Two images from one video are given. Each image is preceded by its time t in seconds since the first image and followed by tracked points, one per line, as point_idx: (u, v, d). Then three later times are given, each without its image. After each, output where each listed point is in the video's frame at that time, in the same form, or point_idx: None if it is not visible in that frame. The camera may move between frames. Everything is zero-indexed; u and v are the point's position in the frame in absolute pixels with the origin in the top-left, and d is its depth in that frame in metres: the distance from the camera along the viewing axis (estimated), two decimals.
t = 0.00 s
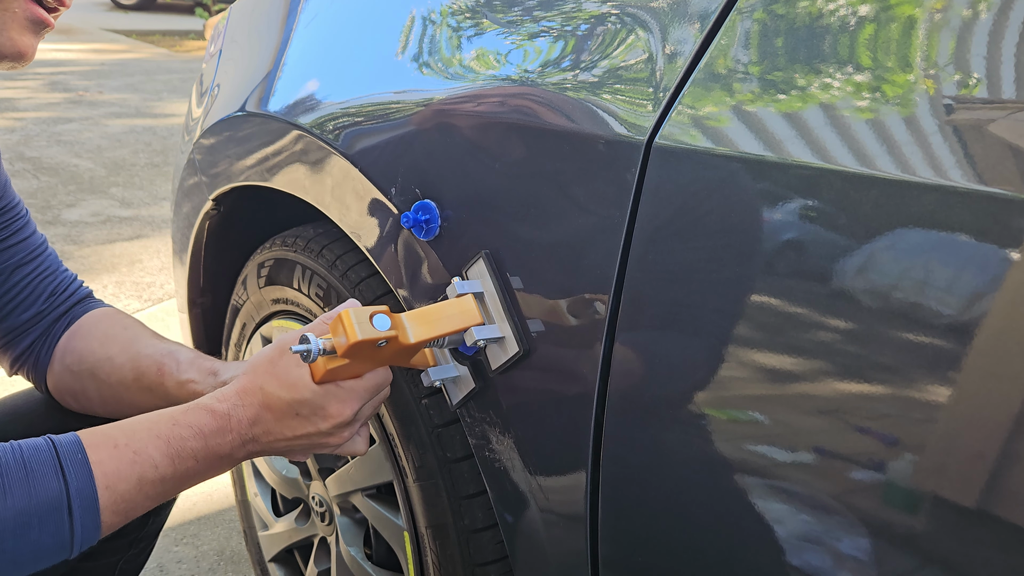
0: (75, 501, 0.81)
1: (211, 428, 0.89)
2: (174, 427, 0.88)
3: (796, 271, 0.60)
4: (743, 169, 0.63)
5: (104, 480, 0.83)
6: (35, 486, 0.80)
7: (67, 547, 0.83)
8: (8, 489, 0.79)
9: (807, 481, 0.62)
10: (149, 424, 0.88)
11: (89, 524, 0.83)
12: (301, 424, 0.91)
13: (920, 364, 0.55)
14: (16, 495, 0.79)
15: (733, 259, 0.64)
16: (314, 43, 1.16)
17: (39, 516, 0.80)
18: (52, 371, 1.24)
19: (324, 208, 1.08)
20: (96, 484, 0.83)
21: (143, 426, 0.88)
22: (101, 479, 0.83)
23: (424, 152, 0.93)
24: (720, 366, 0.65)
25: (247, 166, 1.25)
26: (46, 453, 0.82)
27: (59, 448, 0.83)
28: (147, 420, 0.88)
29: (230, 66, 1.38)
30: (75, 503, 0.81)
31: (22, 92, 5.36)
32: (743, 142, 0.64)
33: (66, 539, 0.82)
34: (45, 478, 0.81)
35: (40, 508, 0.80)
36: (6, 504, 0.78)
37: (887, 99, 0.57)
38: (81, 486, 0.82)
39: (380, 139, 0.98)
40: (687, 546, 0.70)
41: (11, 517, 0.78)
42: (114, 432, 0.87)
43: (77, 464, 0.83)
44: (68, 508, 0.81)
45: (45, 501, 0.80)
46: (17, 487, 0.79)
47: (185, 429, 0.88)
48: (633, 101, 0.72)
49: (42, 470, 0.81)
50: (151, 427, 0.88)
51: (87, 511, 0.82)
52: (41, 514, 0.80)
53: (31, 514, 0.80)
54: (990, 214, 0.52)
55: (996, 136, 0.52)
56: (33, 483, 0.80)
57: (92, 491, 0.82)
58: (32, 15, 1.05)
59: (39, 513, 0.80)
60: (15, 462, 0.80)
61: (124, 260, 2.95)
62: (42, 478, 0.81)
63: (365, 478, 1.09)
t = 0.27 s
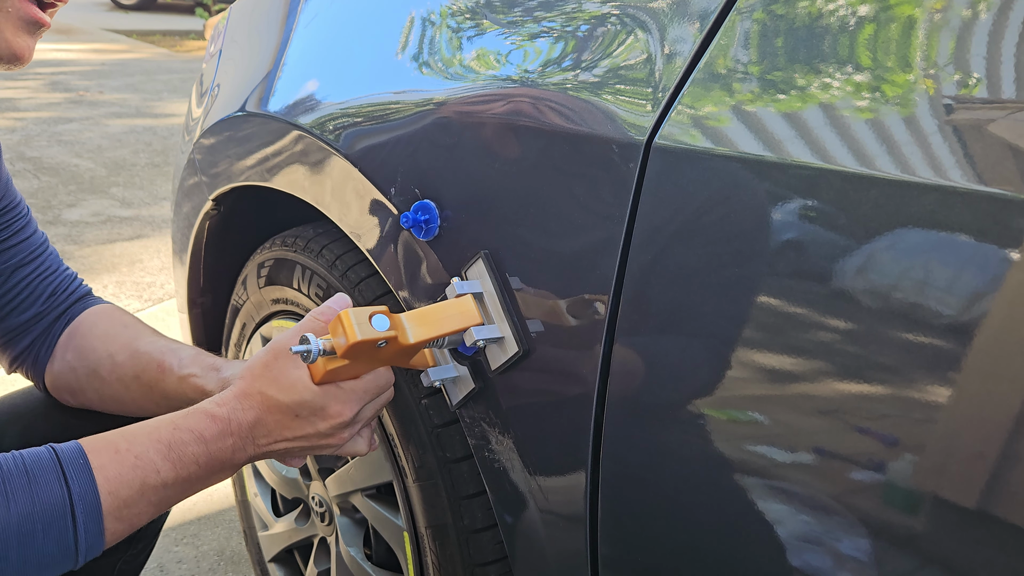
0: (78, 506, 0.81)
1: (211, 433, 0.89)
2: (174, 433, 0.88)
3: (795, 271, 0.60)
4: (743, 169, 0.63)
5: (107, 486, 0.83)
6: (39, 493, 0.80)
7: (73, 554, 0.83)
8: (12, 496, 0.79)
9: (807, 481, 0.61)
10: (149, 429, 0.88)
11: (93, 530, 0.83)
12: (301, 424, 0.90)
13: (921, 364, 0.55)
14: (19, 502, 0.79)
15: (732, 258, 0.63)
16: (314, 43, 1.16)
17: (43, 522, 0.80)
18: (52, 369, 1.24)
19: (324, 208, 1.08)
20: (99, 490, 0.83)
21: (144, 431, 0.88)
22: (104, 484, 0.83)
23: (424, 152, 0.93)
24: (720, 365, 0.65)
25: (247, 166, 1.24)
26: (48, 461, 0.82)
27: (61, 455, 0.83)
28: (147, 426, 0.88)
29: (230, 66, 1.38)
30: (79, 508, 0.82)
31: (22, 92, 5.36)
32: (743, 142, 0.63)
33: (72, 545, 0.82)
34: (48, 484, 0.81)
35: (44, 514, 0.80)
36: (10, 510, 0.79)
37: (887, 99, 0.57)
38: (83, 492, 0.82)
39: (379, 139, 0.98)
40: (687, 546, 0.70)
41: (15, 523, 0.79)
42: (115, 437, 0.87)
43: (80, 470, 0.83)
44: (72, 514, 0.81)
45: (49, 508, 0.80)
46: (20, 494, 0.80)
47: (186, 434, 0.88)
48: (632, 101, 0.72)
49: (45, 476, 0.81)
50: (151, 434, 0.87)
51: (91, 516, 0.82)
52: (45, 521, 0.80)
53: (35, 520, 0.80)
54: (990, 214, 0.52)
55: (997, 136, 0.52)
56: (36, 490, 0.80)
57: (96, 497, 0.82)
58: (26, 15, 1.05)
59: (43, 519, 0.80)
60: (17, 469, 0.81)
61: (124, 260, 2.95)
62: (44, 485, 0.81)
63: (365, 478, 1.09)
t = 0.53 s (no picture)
0: (77, 517, 0.81)
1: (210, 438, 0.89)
2: (172, 436, 0.88)
3: (795, 271, 0.60)
4: (743, 169, 0.63)
5: (106, 495, 0.83)
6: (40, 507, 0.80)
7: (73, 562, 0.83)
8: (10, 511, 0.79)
9: (807, 481, 0.62)
10: (147, 435, 0.88)
11: (93, 540, 0.83)
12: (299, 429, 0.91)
13: (921, 364, 0.55)
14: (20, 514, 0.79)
15: (733, 258, 0.64)
16: (315, 43, 1.16)
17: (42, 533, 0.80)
18: (51, 375, 1.24)
19: (324, 208, 1.08)
20: (98, 499, 0.83)
21: (140, 437, 0.87)
22: (103, 494, 0.83)
23: (424, 152, 0.93)
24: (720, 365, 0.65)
25: (247, 166, 1.25)
26: (45, 471, 0.82)
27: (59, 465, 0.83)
28: (145, 429, 0.88)
29: (230, 66, 1.38)
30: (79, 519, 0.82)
31: (22, 92, 5.36)
32: (743, 142, 0.64)
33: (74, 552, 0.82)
34: (46, 496, 0.80)
35: (43, 525, 0.80)
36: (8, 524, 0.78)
37: (887, 99, 0.57)
38: (83, 502, 0.82)
39: (380, 139, 0.98)
40: (687, 545, 0.70)
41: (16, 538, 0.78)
42: (113, 442, 0.86)
43: (77, 480, 0.82)
44: (71, 524, 0.81)
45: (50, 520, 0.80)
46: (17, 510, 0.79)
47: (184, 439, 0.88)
48: (633, 101, 0.72)
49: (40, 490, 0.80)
50: (149, 440, 0.87)
51: (90, 527, 0.82)
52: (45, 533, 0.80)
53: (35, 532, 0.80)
54: (990, 214, 0.52)
55: (996, 136, 0.52)
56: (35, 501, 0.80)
57: (95, 507, 0.82)
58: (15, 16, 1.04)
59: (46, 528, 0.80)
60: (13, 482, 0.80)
61: (124, 260, 2.95)
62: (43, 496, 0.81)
63: (365, 478, 1.09)
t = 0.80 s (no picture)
0: (80, 536, 0.82)
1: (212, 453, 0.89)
2: (173, 454, 0.88)
3: (795, 271, 0.60)
4: (743, 169, 0.63)
5: (108, 516, 0.83)
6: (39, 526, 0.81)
7: None
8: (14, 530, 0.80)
9: (807, 481, 0.62)
10: (149, 454, 0.89)
11: (96, 561, 0.83)
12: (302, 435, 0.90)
13: (921, 364, 0.55)
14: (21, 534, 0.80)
15: (732, 258, 0.63)
16: (315, 43, 1.16)
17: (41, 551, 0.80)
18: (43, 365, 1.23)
19: (324, 208, 1.08)
20: (99, 519, 0.83)
21: (143, 457, 0.88)
22: (105, 515, 0.83)
23: (424, 152, 0.93)
24: (720, 366, 0.65)
25: (247, 166, 1.25)
26: (47, 492, 0.83)
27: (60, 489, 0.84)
28: (148, 448, 0.89)
29: (230, 66, 1.38)
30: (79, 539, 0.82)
31: (22, 92, 5.35)
32: (743, 142, 0.63)
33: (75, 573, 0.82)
34: (48, 516, 0.81)
35: (46, 545, 0.81)
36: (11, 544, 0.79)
37: (887, 99, 0.57)
38: (84, 522, 0.82)
39: (380, 139, 0.98)
40: (687, 545, 0.70)
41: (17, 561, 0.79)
42: (115, 462, 0.88)
43: (80, 501, 0.83)
44: (74, 544, 0.81)
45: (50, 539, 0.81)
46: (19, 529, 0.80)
47: (185, 456, 0.88)
48: (633, 101, 0.72)
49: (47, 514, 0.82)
50: (151, 458, 0.88)
51: (93, 547, 0.82)
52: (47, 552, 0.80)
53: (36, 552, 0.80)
54: (990, 214, 0.52)
55: (996, 136, 0.52)
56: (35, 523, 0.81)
57: (97, 526, 0.83)
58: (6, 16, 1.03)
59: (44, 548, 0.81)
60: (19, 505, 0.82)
61: (124, 260, 2.95)
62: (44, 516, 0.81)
63: (365, 478, 1.09)
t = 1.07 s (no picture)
0: None
1: (219, 476, 0.82)
2: (178, 481, 0.82)
3: (795, 271, 0.60)
4: (743, 169, 0.63)
5: (110, 556, 0.76)
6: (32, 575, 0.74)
7: None
8: None
9: (806, 481, 0.62)
10: (149, 486, 0.82)
11: None
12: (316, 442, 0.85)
13: (921, 364, 0.55)
14: None
15: (732, 258, 0.63)
16: (315, 43, 1.16)
17: None
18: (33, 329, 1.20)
19: (324, 208, 1.08)
20: (101, 560, 0.76)
21: (143, 490, 0.81)
22: (107, 555, 0.76)
23: (424, 152, 0.93)
24: (720, 366, 0.65)
25: (247, 166, 1.25)
26: (44, 536, 0.76)
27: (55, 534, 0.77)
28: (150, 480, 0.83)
29: (230, 66, 1.38)
30: None
31: (22, 92, 5.35)
32: (743, 142, 0.63)
33: None
34: (47, 561, 0.75)
35: None
36: None
37: (887, 99, 0.57)
38: (85, 566, 0.75)
39: (380, 139, 0.98)
40: (687, 545, 0.70)
41: None
42: (114, 500, 0.81)
43: (79, 542, 0.76)
44: None
45: None
46: None
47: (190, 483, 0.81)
48: (633, 101, 0.72)
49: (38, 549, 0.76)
50: (150, 492, 0.81)
51: None
52: None
53: None
54: (990, 215, 0.52)
55: (996, 136, 0.52)
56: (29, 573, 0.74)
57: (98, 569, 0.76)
58: None
59: None
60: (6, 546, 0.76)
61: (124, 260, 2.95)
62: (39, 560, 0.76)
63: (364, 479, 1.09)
